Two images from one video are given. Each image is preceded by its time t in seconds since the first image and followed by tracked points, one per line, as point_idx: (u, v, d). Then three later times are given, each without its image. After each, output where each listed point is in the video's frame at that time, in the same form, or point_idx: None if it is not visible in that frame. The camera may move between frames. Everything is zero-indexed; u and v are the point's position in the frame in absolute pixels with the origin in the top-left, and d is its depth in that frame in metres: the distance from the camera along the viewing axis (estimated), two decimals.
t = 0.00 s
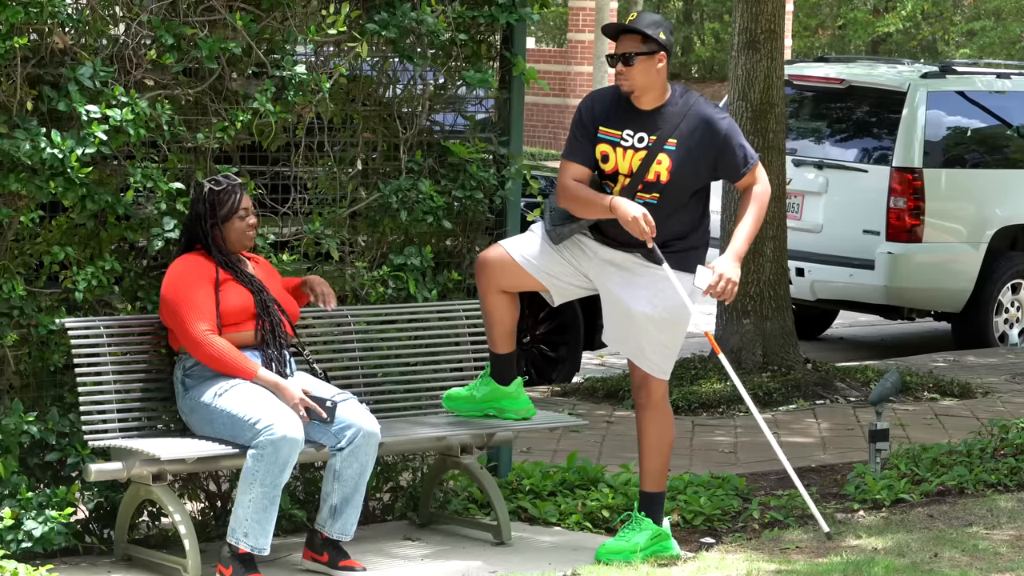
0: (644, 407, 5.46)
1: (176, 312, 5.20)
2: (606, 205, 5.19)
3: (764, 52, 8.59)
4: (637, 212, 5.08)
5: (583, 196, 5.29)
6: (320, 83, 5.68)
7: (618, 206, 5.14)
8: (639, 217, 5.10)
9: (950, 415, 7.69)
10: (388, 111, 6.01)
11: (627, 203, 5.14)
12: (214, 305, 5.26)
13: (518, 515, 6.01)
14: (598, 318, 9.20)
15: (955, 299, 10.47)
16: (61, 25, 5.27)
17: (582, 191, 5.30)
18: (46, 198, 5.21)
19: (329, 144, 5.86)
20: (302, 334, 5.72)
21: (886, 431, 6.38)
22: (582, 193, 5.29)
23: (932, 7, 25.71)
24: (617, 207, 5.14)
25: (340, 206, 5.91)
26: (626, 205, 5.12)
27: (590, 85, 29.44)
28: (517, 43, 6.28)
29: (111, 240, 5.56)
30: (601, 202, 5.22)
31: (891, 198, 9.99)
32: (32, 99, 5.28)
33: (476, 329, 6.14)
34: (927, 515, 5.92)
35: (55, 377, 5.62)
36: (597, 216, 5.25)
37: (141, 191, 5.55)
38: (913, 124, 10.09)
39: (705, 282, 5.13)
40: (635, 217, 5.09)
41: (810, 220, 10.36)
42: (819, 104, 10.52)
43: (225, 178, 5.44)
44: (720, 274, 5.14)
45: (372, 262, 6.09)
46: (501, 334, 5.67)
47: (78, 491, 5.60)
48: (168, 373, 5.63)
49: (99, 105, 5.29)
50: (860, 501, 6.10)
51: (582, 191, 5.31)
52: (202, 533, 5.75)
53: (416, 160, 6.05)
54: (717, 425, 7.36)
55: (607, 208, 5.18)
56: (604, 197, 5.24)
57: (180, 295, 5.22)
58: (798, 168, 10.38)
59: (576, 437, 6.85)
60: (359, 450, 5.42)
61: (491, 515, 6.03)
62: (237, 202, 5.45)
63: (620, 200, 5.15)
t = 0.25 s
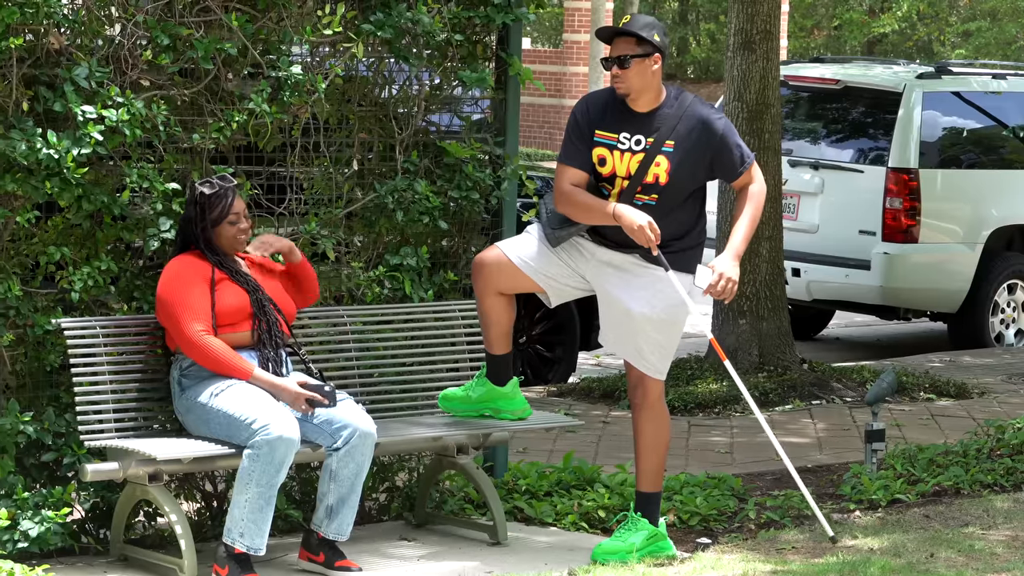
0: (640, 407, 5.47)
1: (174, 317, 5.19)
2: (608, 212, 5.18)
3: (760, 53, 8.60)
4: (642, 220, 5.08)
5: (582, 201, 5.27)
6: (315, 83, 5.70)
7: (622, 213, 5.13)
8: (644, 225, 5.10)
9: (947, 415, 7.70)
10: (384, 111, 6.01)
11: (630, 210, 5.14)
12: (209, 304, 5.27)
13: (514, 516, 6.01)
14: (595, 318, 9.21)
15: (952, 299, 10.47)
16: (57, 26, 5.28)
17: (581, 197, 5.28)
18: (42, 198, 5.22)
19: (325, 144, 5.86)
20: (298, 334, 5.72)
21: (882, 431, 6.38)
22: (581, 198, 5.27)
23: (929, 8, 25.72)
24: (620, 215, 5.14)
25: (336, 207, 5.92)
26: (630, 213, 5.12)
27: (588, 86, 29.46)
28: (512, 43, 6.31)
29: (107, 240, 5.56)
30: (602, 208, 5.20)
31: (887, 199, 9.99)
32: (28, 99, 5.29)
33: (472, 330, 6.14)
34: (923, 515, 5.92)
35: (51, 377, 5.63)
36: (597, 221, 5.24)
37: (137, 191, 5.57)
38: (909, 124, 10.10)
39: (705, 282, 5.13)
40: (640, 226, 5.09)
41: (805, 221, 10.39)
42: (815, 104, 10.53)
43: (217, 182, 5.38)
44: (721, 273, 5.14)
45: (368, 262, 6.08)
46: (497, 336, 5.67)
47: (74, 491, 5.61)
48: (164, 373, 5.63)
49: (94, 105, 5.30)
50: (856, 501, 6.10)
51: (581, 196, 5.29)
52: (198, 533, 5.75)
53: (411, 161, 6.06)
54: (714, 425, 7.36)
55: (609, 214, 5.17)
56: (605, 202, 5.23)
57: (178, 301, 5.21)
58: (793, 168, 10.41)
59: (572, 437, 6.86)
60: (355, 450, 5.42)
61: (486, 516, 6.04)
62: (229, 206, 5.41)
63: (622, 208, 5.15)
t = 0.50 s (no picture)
0: (638, 407, 5.47)
1: (173, 318, 5.19)
2: (608, 215, 5.17)
3: (757, 52, 8.61)
4: (643, 225, 5.07)
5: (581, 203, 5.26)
6: (313, 83, 5.69)
7: (622, 217, 5.12)
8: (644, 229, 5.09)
9: (944, 415, 7.70)
10: (381, 111, 6.01)
11: (630, 214, 5.13)
12: (208, 305, 5.27)
13: (511, 515, 6.01)
14: (593, 318, 9.21)
15: (950, 299, 10.47)
16: (54, 26, 5.28)
17: (580, 199, 5.27)
18: (39, 198, 5.23)
19: (322, 144, 5.86)
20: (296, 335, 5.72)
21: (879, 431, 6.38)
22: (580, 200, 5.26)
23: (926, 7, 25.73)
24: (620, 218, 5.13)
25: (333, 206, 5.92)
26: (630, 217, 5.11)
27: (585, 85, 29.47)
28: (510, 43, 6.30)
29: (104, 240, 5.56)
30: (602, 210, 5.20)
31: (885, 198, 9.99)
32: (25, 99, 5.29)
33: (469, 330, 6.14)
34: (920, 514, 5.92)
35: (49, 377, 5.62)
36: (596, 223, 5.23)
37: (135, 191, 5.57)
38: (906, 124, 10.11)
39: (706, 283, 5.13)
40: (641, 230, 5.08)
41: (803, 220, 10.38)
42: (812, 103, 10.53)
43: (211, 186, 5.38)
44: (721, 274, 5.14)
45: (365, 262, 6.07)
46: (495, 335, 5.66)
47: (72, 491, 5.61)
48: (161, 373, 5.63)
49: (92, 105, 5.30)
50: (854, 501, 6.10)
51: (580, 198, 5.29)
52: (196, 533, 5.75)
53: (409, 161, 6.06)
54: (711, 425, 7.36)
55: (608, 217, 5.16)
56: (604, 205, 5.22)
57: (177, 302, 5.20)
58: (791, 168, 10.39)
59: (569, 437, 6.86)
60: (352, 450, 5.42)
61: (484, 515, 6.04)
62: (225, 209, 5.40)
63: (622, 212, 5.14)
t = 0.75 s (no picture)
0: (637, 406, 5.48)
1: (173, 319, 5.18)
2: (606, 219, 5.17)
3: (755, 52, 8.61)
4: (641, 232, 5.08)
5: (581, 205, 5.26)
6: (311, 83, 5.68)
7: (620, 223, 5.13)
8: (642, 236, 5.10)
9: (943, 415, 7.70)
10: (379, 111, 6.01)
11: (629, 219, 5.14)
12: (207, 304, 5.27)
13: (509, 515, 6.01)
14: (592, 318, 9.21)
15: (948, 299, 10.48)
16: (52, 26, 5.28)
17: (580, 201, 5.27)
18: (37, 198, 5.23)
19: (320, 144, 5.86)
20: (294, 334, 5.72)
21: (877, 431, 6.38)
22: (579, 203, 5.26)
23: (925, 7, 25.72)
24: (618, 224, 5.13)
25: (331, 206, 5.92)
26: (628, 222, 5.12)
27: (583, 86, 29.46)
28: (508, 43, 6.29)
29: (102, 240, 5.56)
30: (600, 213, 5.20)
31: (882, 198, 9.99)
32: (23, 98, 5.30)
33: (467, 330, 6.14)
34: (919, 514, 5.92)
35: (47, 377, 5.62)
36: (593, 227, 5.24)
37: (133, 191, 5.57)
38: (905, 124, 10.11)
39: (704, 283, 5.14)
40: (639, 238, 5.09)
41: (801, 220, 10.39)
42: (811, 104, 10.53)
43: (204, 189, 5.40)
44: (716, 275, 5.14)
45: (363, 262, 6.07)
46: (495, 335, 5.66)
47: (70, 491, 5.61)
48: (159, 372, 5.63)
49: (90, 105, 5.31)
50: (852, 501, 6.10)
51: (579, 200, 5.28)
52: (194, 533, 5.74)
53: (407, 160, 6.05)
54: (710, 424, 7.36)
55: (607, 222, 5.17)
56: (602, 208, 5.22)
57: (177, 303, 5.20)
58: (789, 168, 10.39)
59: (567, 437, 6.85)
60: (350, 450, 5.43)
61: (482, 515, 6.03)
62: (220, 209, 5.41)
63: (620, 217, 5.15)
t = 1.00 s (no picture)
0: (635, 406, 5.50)
1: (171, 318, 5.19)
2: (595, 220, 5.19)
3: (754, 52, 8.60)
4: (627, 234, 5.10)
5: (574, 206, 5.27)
6: (310, 83, 5.68)
7: (609, 224, 5.14)
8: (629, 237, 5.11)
9: (941, 415, 7.70)
10: (378, 111, 6.00)
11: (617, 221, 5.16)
12: (205, 303, 5.27)
13: (508, 516, 6.01)
14: (591, 318, 9.21)
15: (946, 299, 10.49)
16: (51, 25, 5.28)
17: (574, 201, 5.29)
18: (36, 198, 5.23)
19: (319, 144, 5.86)
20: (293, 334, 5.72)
21: (876, 431, 6.38)
22: (573, 203, 5.28)
23: (924, 7, 25.72)
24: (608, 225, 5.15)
25: (331, 206, 5.92)
26: (616, 223, 5.14)
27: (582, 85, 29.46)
28: (507, 43, 6.28)
29: (101, 240, 5.56)
30: (591, 214, 5.22)
31: (881, 198, 9.99)
32: (22, 98, 5.30)
33: (466, 330, 6.13)
34: (918, 515, 5.92)
35: (46, 377, 5.62)
36: (584, 227, 5.26)
37: (131, 191, 5.57)
38: (903, 124, 10.10)
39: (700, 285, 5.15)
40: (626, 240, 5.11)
41: (799, 220, 10.38)
42: (809, 104, 10.53)
43: (196, 192, 5.38)
44: (713, 277, 5.15)
45: (362, 263, 6.07)
46: (494, 334, 5.66)
47: (69, 491, 5.60)
48: (158, 372, 5.64)
49: (89, 105, 5.31)
50: (851, 501, 6.11)
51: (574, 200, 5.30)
52: (193, 533, 5.74)
53: (406, 161, 6.05)
54: (709, 425, 7.35)
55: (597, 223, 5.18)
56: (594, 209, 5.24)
57: (173, 302, 5.20)
58: (788, 168, 10.38)
59: (566, 437, 6.85)
60: (349, 450, 5.43)
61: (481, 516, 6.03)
62: (213, 211, 5.41)
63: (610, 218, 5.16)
